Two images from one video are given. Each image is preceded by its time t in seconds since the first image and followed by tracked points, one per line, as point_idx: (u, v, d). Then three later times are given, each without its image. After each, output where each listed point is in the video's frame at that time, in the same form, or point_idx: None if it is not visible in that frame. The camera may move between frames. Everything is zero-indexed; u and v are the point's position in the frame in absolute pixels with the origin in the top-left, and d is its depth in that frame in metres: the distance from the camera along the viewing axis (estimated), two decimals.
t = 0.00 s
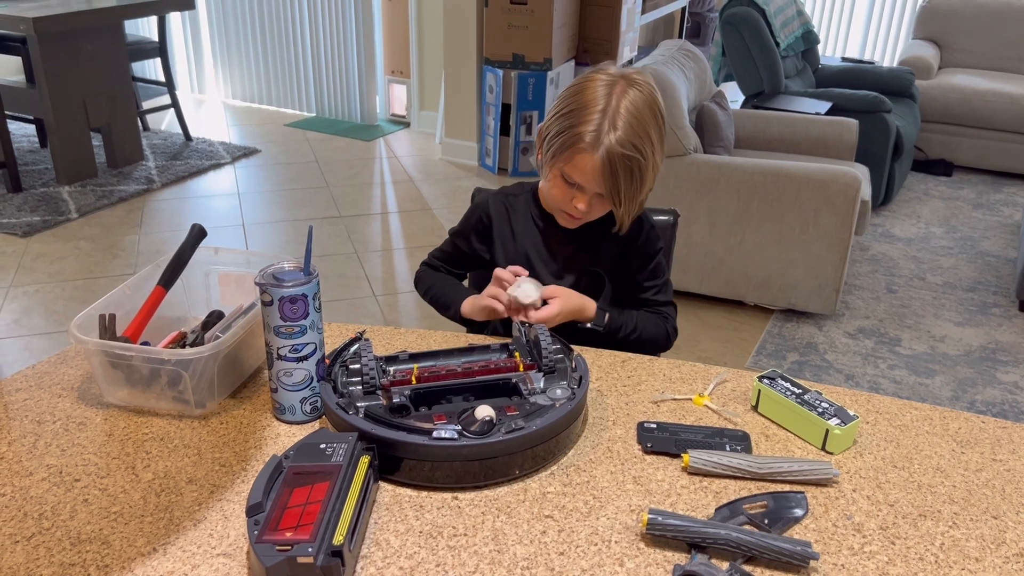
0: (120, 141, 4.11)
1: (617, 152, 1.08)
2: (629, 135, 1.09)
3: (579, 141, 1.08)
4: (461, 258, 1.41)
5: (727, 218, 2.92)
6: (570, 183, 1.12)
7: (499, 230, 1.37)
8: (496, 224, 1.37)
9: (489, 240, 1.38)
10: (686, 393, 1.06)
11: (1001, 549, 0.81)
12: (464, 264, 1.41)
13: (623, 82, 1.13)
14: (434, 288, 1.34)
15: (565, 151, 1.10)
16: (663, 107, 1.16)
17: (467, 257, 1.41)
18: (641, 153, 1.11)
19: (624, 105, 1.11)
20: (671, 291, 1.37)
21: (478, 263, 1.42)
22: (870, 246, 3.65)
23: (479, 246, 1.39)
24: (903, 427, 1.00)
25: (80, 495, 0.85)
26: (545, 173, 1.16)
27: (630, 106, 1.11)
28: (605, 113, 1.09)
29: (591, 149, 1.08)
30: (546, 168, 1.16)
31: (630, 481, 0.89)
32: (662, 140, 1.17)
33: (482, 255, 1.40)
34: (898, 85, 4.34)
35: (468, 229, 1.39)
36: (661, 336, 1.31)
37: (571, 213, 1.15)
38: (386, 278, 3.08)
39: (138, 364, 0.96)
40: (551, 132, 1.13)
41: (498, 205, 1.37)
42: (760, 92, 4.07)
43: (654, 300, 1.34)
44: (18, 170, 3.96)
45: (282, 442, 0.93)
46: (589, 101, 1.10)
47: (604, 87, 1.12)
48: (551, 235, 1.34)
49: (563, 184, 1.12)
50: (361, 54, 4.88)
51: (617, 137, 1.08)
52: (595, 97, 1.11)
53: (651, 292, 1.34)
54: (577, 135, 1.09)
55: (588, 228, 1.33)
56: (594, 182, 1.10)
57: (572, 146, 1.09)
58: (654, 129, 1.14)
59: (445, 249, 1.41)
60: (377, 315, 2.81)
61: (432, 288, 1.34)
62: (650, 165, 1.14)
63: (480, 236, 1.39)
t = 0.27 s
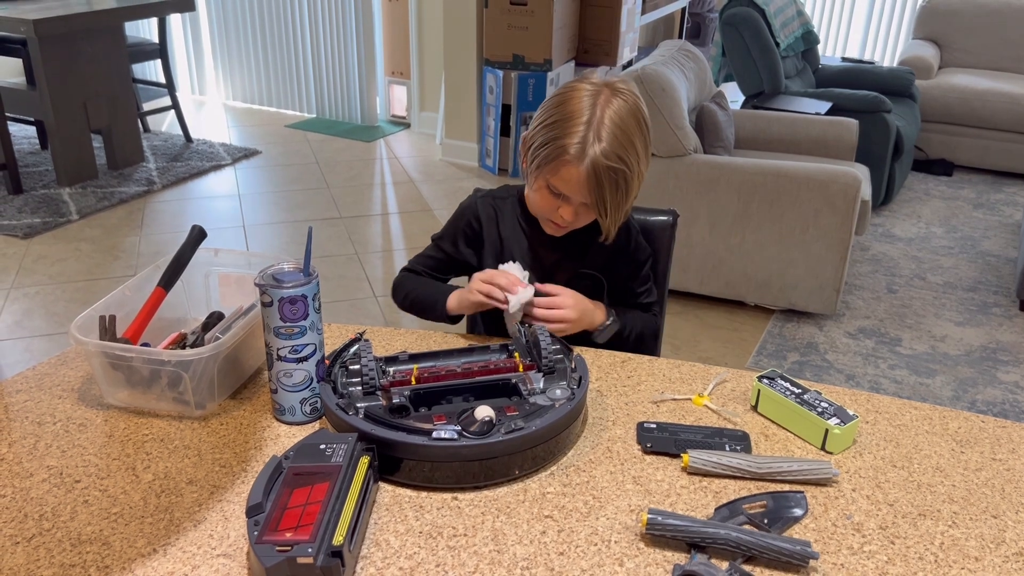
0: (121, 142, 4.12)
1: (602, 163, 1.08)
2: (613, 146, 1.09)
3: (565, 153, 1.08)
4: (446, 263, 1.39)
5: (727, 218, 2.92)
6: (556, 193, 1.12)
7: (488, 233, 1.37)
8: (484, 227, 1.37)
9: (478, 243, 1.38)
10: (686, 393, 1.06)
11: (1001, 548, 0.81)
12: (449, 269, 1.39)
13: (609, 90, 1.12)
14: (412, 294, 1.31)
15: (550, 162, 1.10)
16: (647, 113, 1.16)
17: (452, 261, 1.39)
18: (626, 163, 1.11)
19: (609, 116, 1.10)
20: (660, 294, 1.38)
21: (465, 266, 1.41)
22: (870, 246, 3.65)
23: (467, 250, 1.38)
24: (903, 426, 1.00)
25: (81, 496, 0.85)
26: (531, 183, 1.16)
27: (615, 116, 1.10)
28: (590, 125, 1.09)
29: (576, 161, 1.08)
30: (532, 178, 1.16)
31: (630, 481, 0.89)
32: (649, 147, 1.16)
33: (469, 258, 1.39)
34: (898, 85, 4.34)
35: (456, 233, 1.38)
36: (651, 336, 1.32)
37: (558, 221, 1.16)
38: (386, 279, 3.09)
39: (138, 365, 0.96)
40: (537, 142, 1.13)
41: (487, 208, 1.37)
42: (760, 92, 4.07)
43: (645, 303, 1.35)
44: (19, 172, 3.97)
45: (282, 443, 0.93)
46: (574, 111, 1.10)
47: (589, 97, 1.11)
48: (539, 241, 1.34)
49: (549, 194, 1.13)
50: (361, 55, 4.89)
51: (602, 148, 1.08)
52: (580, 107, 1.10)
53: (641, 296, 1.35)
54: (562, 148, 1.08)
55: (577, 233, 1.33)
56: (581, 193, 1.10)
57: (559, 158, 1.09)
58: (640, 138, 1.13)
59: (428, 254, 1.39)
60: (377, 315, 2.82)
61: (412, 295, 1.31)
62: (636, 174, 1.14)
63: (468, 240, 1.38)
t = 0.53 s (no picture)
0: (121, 144, 4.12)
1: (581, 150, 1.08)
2: (595, 135, 1.09)
3: (547, 139, 1.09)
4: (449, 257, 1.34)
5: (727, 219, 2.92)
6: (539, 181, 1.12)
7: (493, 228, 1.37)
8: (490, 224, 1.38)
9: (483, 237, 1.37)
10: (686, 393, 1.06)
11: (1000, 548, 0.81)
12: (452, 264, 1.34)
13: (599, 83, 1.13)
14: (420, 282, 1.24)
15: (534, 149, 1.10)
16: (639, 113, 1.15)
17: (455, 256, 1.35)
18: (607, 153, 1.10)
19: (594, 106, 1.10)
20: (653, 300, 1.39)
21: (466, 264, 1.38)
22: (871, 246, 3.64)
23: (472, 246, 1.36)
24: (902, 426, 1.00)
25: (81, 498, 0.85)
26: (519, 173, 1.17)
27: (601, 107, 1.10)
28: (573, 112, 1.09)
29: (556, 146, 1.08)
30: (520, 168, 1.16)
31: (629, 481, 0.89)
32: (638, 144, 1.15)
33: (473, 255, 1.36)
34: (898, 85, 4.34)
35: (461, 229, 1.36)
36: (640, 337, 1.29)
37: (542, 213, 1.15)
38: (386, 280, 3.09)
39: (138, 366, 0.96)
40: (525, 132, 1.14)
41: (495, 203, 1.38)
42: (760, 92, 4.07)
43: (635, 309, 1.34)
44: (20, 173, 3.97)
45: (282, 443, 0.93)
46: (561, 99, 1.11)
47: (578, 88, 1.12)
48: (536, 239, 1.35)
49: (532, 183, 1.13)
50: (361, 56, 4.89)
51: (583, 137, 1.08)
52: (567, 96, 1.11)
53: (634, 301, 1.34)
54: (544, 133, 1.09)
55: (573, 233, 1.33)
56: (560, 181, 1.10)
57: (541, 144, 1.09)
58: (627, 132, 1.13)
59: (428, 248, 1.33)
60: (378, 316, 2.82)
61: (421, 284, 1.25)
62: (619, 166, 1.13)
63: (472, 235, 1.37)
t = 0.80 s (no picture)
0: (121, 144, 4.12)
1: (566, 135, 1.08)
2: (582, 121, 1.08)
3: (535, 125, 1.09)
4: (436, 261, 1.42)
5: (727, 218, 2.92)
6: (527, 169, 1.11)
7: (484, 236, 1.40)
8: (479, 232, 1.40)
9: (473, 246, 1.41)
10: (685, 393, 1.06)
11: (1001, 548, 0.81)
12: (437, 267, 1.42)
13: (593, 76, 1.13)
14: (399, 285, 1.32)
15: (523, 136, 1.11)
16: (636, 110, 1.14)
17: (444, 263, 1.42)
18: (593, 140, 1.09)
19: (584, 94, 1.10)
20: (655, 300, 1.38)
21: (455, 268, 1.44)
22: (871, 245, 3.64)
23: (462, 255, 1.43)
24: (903, 426, 1.00)
25: (78, 499, 0.85)
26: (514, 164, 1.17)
27: (591, 95, 1.10)
28: (562, 98, 1.10)
29: (543, 131, 1.08)
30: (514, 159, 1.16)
31: (628, 481, 0.89)
32: (630, 138, 1.14)
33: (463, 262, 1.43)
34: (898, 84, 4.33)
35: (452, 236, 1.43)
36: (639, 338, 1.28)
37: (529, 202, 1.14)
38: (386, 280, 3.09)
39: (135, 367, 0.96)
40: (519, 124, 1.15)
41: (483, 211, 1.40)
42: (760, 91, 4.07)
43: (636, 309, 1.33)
44: (20, 174, 3.97)
45: (280, 444, 0.93)
46: (553, 89, 1.12)
47: (572, 79, 1.13)
48: (532, 240, 1.36)
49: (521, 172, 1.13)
50: (361, 56, 4.89)
51: (570, 123, 1.08)
52: (559, 86, 1.12)
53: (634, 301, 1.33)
54: (534, 120, 1.10)
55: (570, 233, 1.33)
56: (544, 167, 1.09)
57: (530, 130, 1.10)
58: (618, 123, 1.12)
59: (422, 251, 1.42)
60: (378, 316, 2.82)
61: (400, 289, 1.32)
62: (606, 156, 1.11)
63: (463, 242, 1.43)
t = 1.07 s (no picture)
0: (121, 145, 4.12)
1: (550, 127, 1.09)
2: (566, 114, 1.09)
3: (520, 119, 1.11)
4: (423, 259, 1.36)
5: (727, 219, 2.92)
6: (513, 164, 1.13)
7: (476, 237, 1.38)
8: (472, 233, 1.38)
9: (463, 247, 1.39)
10: (684, 394, 1.06)
11: (1001, 549, 0.81)
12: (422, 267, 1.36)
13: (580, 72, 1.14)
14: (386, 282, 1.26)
15: (510, 131, 1.13)
16: (624, 105, 1.15)
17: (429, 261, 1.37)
18: (578, 133, 1.10)
19: (569, 88, 1.11)
20: (651, 299, 1.38)
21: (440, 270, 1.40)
22: (871, 245, 3.64)
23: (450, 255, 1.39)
24: (902, 426, 1.00)
25: (78, 500, 0.85)
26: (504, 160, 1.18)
27: (576, 89, 1.11)
28: (547, 92, 1.11)
29: (527, 125, 1.10)
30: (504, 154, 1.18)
31: (628, 482, 0.89)
32: (617, 132, 1.15)
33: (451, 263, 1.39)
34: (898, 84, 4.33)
35: (439, 235, 1.39)
36: (632, 339, 1.25)
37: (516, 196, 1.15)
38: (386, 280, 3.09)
39: (135, 368, 0.96)
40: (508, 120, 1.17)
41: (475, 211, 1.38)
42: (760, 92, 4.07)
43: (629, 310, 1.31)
44: (20, 176, 3.97)
45: (280, 445, 0.93)
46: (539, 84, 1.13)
47: (559, 75, 1.14)
48: (522, 239, 1.35)
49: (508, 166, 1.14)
50: (360, 57, 4.89)
51: (552, 116, 1.09)
52: (546, 82, 1.13)
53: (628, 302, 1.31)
54: (519, 114, 1.12)
55: (559, 233, 1.32)
56: (528, 160, 1.10)
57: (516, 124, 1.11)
58: (605, 116, 1.12)
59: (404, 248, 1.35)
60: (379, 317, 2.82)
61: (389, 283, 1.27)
62: (592, 149, 1.12)
63: (451, 240, 1.39)
